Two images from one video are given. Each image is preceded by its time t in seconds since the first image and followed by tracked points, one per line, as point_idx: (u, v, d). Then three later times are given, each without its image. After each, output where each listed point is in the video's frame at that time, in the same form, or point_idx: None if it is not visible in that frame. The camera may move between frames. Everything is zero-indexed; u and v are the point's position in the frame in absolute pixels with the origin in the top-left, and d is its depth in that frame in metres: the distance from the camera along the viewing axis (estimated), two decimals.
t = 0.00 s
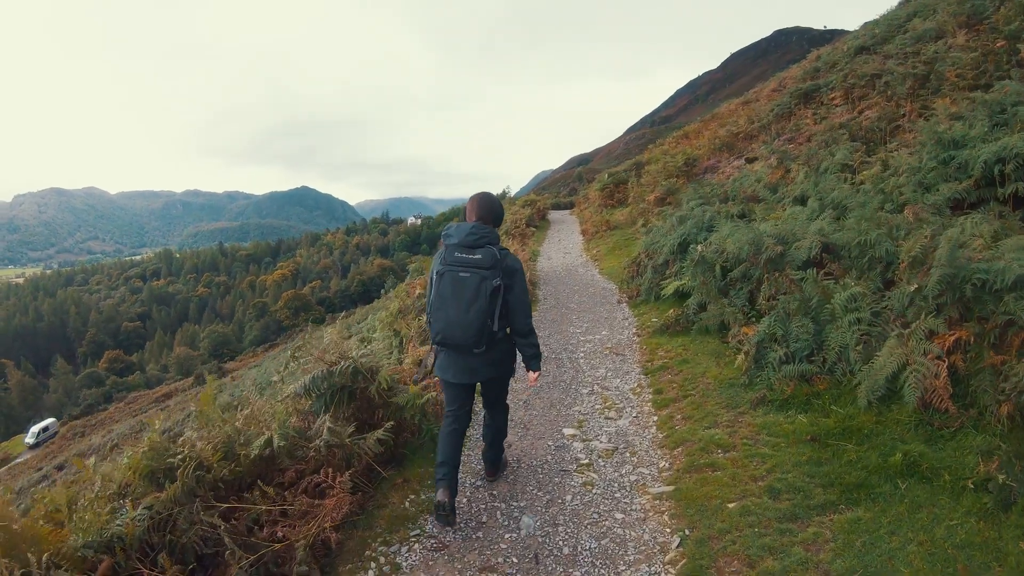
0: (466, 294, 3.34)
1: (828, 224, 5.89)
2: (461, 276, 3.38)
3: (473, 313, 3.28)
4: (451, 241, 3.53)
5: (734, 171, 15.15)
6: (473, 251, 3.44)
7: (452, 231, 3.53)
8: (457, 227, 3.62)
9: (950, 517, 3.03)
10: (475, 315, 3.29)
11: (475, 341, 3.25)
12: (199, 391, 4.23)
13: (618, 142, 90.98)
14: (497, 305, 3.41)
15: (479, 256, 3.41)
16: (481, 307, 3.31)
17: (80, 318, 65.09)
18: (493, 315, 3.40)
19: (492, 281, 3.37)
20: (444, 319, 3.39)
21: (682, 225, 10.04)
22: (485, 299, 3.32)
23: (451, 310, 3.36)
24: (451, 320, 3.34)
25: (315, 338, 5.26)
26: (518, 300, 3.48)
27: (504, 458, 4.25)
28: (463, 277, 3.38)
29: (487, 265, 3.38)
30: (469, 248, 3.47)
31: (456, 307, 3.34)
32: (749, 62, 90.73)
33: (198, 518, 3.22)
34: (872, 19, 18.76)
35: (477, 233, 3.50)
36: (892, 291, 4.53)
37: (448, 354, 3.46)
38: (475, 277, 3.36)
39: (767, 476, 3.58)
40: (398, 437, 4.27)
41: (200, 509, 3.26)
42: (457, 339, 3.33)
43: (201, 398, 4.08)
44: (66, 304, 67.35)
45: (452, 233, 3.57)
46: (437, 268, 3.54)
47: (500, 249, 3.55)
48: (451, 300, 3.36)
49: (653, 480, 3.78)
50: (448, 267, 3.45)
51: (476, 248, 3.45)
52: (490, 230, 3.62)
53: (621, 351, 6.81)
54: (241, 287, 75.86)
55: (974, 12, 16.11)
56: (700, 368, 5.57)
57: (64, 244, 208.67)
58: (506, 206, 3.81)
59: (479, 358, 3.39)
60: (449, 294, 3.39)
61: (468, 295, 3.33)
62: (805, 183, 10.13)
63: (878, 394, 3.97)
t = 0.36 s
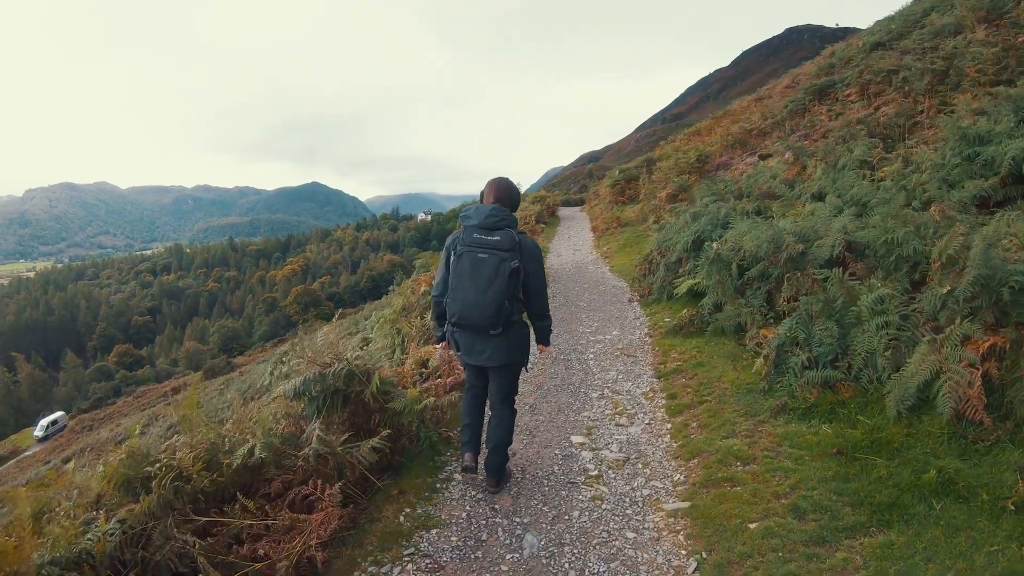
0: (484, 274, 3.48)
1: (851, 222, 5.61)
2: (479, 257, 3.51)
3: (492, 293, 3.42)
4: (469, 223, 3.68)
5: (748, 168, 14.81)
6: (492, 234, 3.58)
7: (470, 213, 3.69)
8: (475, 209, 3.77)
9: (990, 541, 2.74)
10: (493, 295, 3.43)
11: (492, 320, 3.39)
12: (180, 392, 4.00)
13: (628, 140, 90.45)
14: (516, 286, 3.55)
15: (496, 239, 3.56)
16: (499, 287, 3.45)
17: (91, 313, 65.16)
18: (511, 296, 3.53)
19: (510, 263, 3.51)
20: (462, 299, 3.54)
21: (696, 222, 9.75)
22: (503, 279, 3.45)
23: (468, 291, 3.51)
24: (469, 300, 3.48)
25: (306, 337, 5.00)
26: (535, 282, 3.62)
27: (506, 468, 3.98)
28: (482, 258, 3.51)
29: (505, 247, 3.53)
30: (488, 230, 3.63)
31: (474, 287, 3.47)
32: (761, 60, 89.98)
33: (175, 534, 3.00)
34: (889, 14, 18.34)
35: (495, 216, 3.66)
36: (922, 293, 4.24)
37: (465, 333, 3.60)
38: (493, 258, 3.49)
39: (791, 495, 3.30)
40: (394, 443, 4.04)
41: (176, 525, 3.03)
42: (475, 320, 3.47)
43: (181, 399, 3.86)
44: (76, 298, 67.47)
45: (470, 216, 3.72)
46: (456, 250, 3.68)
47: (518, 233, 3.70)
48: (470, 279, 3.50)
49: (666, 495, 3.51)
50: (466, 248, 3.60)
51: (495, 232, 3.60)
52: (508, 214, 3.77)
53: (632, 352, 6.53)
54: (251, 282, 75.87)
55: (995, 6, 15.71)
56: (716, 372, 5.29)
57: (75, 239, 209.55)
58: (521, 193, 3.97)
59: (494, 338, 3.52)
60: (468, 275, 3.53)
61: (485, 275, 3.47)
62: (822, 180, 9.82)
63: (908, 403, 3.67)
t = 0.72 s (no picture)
0: (505, 282, 3.34)
1: (883, 225, 5.31)
2: (500, 265, 3.37)
3: (513, 302, 3.29)
4: (488, 230, 3.52)
5: (768, 167, 14.47)
6: (513, 240, 3.43)
7: (490, 220, 3.53)
8: (494, 216, 3.60)
9: None
10: (514, 304, 3.31)
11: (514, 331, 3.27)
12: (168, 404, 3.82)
13: (643, 138, 89.96)
14: (537, 294, 3.42)
15: (517, 246, 3.40)
16: (520, 295, 3.32)
17: (107, 306, 65.54)
18: (531, 304, 3.40)
19: (532, 269, 3.37)
20: (483, 306, 3.40)
21: (716, 222, 9.45)
22: (524, 287, 3.32)
23: (489, 298, 3.37)
24: (490, 309, 3.35)
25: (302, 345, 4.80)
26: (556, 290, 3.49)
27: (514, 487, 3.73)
28: (503, 266, 3.37)
29: (526, 255, 3.38)
30: (508, 238, 3.46)
31: (495, 296, 3.34)
32: (778, 57, 89.17)
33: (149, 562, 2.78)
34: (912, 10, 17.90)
35: (515, 224, 3.49)
36: (962, 305, 3.94)
37: (484, 340, 3.46)
38: (514, 267, 3.35)
39: (821, 525, 3.02)
40: (395, 458, 3.83)
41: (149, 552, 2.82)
42: (496, 328, 3.35)
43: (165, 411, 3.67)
44: (93, 291, 67.86)
45: (489, 223, 3.56)
46: (474, 257, 3.53)
47: (538, 240, 3.55)
48: (490, 286, 3.36)
49: (685, 523, 3.24)
50: (486, 256, 3.45)
51: (516, 238, 3.45)
52: (527, 219, 3.62)
53: (650, 358, 6.26)
54: (267, 277, 76.07)
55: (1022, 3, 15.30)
56: (738, 383, 5.02)
57: (94, 232, 211.34)
58: (539, 197, 3.81)
59: (515, 346, 3.40)
60: (489, 282, 3.38)
61: (507, 283, 3.33)
62: (846, 180, 9.50)
63: (947, 424, 3.37)
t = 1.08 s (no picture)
0: (525, 279, 3.44)
1: (920, 232, 5.02)
2: (518, 264, 3.48)
3: (534, 298, 3.39)
4: (505, 231, 3.63)
5: (791, 166, 14.12)
6: (529, 239, 3.54)
7: (506, 220, 3.63)
8: (509, 216, 3.71)
9: None
10: (535, 301, 3.40)
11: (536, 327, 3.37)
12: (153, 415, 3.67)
13: (663, 136, 89.45)
14: (555, 290, 3.52)
15: (533, 246, 3.52)
16: (540, 292, 3.42)
17: (128, 298, 65.95)
18: (551, 300, 3.50)
19: (549, 267, 3.48)
20: (504, 305, 3.49)
21: (740, 223, 9.16)
22: (543, 285, 3.42)
23: (510, 296, 3.47)
24: (511, 307, 3.45)
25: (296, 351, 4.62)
26: (574, 285, 3.59)
27: (521, 507, 3.51)
28: (521, 264, 3.48)
29: (543, 253, 3.49)
30: (524, 238, 3.57)
31: (515, 294, 3.44)
32: (800, 56, 88.27)
33: None
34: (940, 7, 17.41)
35: (530, 223, 3.59)
36: (1006, 320, 3.65)
37: (506, 338, 3.55)
38: (532, 265, 3.46)
39: (850, 562, 2.76)
40: (396, 472, 3.63)
41: None
42: (519, 325, 3.44)
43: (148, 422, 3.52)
44: (114, 283, 68.39)
45: (506, 223, 3.66)
46: (492, 257, 3.65)
47: (553, 238, 3.67)
48: (511, 285, 3.46)
49: (704, 553, 3.00)
50: (504, 256, 3.56)
51: (531, 237, 3.56)
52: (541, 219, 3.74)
53: (670, 367, 6.00)
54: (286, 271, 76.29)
55: None
56: (763, 396, 4.77)
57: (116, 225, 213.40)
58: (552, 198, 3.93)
59: (537, 341, 3.50)
60: (508, 281, 3.49)
61: (526, 280, 3.43)
62: (874, 181, 9.18)
63: (988, 450, 3.08)
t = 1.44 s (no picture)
0: (542, 262, 3.53)
1: (961, 238, 4.69)
2: (537, 248, 3.56)
3: (549, 282, 3.47)
4: (524, 215, 3.72)
5: (818, 165, 13.72)
6: (546, 224, 3.61)
7: (525, 207, 3.71)
8: (530, 202, 3.80)
9: None
10: (550, 285, 3.48)
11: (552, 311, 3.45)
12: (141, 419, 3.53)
13: (685, 135, 88.63)
14: (573, 275, 3.58)
15: (550, 229, 3.58)
16: (556, 275, 3.49)
17: (151, 292, 66.46)
18: (567, 284, 3.57)
19: (565, 252, 3.53)
20: (521, 289, 3.59)
21: (765, 223, 8.84)
22: (558, 270, 3.50)
23: (527, 280, 3.56)
24: (529, 290, 3.53)
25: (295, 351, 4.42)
26: (591, 270, 3.64)
27: (527, 524, 3.28)
28: (539, 249, 3.57)
29: (560, 238, 3.55)
30: (542, 222, 3.64)
31: (533, 277, 3.53)
32: (824, 54, 87.14)
33: None
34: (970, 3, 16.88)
35: (549, 207, 3.66)
36: None
37: (524, 323, 3.65)
38: (548, 249, 3.54)
39: None
40: (393, 484, 3.42)
41: None
42: (534, 308, 3.53)
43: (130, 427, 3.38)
44: (138, 276, 68.94)
45: (526, 208, 3.75)
46: (513, 243, 3.73)
47: (573, 223, 3.72)
48: (528, 270, 3.56)
49: None
50: (523, 241, 3.65)
51: (549, 222, 3.62)
52: (561, 204, 3.78)
53: (690, 373, 5.72)
54: (308, 266, 76.56)
55: None
56: (791, 406, 4.50)
57: (141, 219, 215.74)
58: (574, 184, 3.97)
59: (554, 325, 3.58)
60: (526, 265, 3.59)
61: (544, 264, 3.52)
62: (905, 181, 8.81)
63: None
